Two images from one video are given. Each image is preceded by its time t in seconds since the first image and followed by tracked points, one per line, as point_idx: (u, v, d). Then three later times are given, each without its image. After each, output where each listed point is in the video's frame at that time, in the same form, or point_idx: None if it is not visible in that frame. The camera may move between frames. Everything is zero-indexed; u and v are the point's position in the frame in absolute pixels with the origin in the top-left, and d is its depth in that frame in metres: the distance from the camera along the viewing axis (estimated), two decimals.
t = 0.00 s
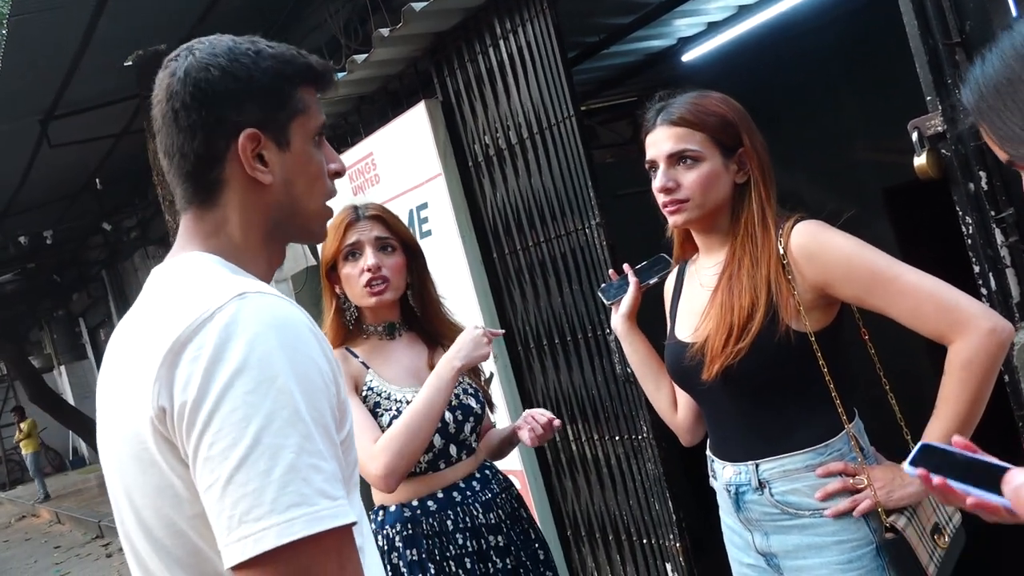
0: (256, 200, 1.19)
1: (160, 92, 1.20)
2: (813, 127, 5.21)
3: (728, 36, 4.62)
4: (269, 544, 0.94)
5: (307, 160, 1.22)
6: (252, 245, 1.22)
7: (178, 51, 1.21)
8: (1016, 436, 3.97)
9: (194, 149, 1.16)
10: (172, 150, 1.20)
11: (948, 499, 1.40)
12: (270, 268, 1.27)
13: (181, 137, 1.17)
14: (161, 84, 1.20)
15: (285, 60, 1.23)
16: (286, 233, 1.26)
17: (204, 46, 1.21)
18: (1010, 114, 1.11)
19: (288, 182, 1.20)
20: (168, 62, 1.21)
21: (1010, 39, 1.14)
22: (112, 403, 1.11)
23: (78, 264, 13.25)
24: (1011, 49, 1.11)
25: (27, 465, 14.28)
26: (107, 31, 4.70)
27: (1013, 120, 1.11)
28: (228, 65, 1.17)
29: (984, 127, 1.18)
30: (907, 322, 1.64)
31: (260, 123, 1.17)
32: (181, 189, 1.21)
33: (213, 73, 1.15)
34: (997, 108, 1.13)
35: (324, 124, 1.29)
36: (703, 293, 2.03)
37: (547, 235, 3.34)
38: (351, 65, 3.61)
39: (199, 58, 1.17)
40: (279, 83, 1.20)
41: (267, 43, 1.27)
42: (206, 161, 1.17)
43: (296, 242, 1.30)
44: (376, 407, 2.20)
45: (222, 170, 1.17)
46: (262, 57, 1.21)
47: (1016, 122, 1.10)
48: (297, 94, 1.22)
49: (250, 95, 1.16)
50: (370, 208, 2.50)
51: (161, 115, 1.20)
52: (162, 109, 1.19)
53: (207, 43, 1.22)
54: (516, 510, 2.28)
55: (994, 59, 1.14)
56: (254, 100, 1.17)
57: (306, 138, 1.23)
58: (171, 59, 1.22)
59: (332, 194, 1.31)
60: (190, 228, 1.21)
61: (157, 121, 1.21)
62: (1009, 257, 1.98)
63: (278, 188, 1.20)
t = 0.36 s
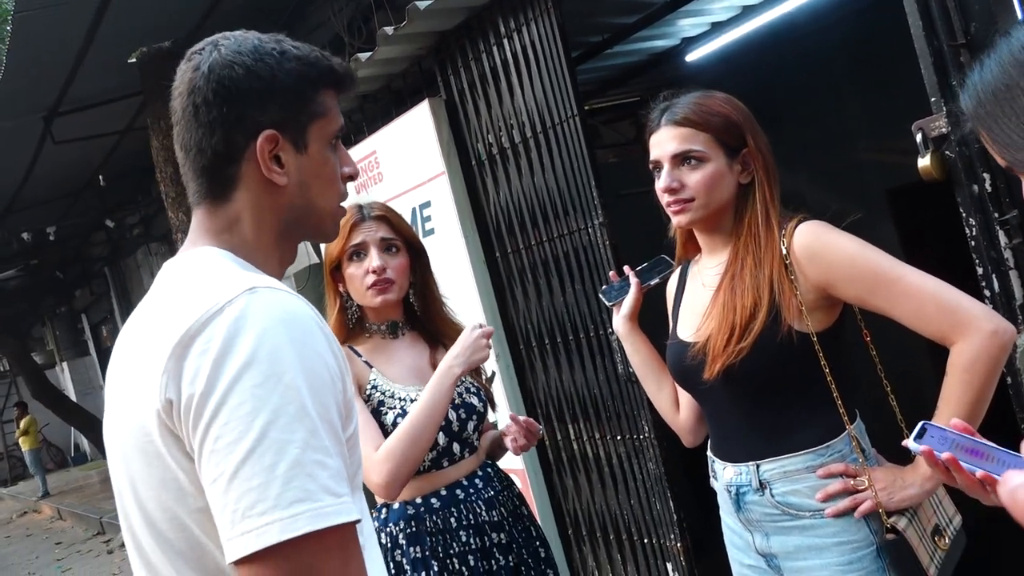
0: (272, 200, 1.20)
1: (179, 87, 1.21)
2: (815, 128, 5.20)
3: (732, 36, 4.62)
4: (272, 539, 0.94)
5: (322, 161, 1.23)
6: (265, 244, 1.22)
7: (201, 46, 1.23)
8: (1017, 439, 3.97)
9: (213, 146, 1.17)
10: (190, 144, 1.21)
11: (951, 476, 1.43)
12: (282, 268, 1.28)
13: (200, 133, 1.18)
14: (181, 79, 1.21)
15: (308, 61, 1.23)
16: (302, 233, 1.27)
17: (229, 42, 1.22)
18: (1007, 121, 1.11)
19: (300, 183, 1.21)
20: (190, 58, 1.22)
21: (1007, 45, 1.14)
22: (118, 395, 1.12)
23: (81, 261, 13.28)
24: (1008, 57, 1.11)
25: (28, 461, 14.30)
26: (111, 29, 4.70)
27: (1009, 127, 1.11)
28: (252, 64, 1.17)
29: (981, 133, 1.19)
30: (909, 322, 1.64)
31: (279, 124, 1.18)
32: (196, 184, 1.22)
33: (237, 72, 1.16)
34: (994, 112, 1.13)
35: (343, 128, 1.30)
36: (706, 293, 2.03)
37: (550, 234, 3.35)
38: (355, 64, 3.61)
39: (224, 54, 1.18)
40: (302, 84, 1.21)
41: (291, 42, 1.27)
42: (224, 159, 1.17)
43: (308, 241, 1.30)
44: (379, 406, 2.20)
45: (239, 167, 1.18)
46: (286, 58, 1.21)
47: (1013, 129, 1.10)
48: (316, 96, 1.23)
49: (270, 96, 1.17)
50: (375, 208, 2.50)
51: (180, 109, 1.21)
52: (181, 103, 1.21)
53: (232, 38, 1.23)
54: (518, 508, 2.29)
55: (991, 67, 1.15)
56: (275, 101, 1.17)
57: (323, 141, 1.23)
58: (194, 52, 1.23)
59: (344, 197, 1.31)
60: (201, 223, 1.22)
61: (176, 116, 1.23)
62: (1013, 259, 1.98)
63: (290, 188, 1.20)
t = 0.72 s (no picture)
0: (275, 205, 1.20)
1: (205, 88, 1.26)
2: (818, 128, 5.19)
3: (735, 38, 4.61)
4: (271, 546, 0.94)
5: (326, 186, 1.25)
6: (259, 248, 1.22)
7: (238, 54, 1.28)
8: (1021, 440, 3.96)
9: (229, 133, 1.19)
10: (206, 128, 1.23)
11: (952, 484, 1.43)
12: (271, 276, 1.27)
13: (213, 128, 1.21)
14: (209, 81, 1.26)
15: (337, 92, 1.31)
16: (289, 248, 1.25)
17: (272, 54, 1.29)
18: (1014, 118, 1.06)
19: (301, 196, 1.21)
20: (226, 61, 1.27)
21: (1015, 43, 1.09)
22: (109, 405, 1.11)
23: (84, 262, 13.30)
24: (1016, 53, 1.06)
25: (29, 462, 14.30)
26: (114, 30, 4.71)
27: (1016, 125, 1.06)
28: (291, 77, 1.24)
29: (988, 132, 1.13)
30: (911, 324, 1.64)
31: (298, 134, 1.21)
32: (202, 167, 1.23)
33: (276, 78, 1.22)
34: (1000, 108, 1.07)
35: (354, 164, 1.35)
36: (708, 294, 2.02)
37: (551, 236, 3.34)
38: (357, 65, 3.61)
39: (259, 60, 1.24)
40: (331, 109, 1.28)
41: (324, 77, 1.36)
42: (236, 149, 1.19)
43: (289, 269, 1.31)
44: (384, 409, 2.20)
45: (248, 159, 1.19)
46: (319, 82, 1.28)
47: (1019, 127, 1.05)
48: (339, 125, 1.28)
49: (297, 107, 1.22)
50: (385, 210, 2.52)
51: (208, 96, 1.24)
52: (202, 101, 1.25)
53: (277, 52, 1.30)
54: (519, 509, 2.28)
55: (1000, 62, 1.09)
56: (301, 112, 1.22)
57: (335, 168, 1.27)
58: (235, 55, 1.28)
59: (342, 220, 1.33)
60: (202, 218, 1.23)
61: (196, 112, 1.27)
62: (1016, 261, 1.97)
63: (291, 198, 1.21)
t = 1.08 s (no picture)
0: (268, 202, 1.22)
1: (192, 84, 1.28)
2: (820, 125, 5.19)
3: (737, 35, 4.60)
4: (283, 538, 0.96)
5: (313, 186, 1.28)
6: (252, 243, 1.23)
7: (229, 57, 1.31)
8: None
9: (225, 131, 1.21)
10: (197, 126, 1.23)
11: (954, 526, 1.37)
12: (263, 270, 1.28)
13: (195, 119, 1.23)
14: (199, 78, 1.28)
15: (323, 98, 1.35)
16: (279, 247, 1.27)
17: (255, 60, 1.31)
18: None
19: (294, 197, 1.25)
20: (213, 63, 1.30)
21: None
22: (106, 405, 1.10)
23: (85, 260, 13.32)
24: None
25: (32, 460, 14.31)
26: (115, 28, 4.71)
27: None
28: (283, 80, 1.27)
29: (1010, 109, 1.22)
30: (913, 319, 1.63)
31: (293, 133, 1.24)
32: (194, 165, 1.23)
33: (270, 79, 1.25)
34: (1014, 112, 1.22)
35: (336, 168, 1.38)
36: (710, 290, 2.02)
37: (554, 233, 3.34)
38: (358, 62, 3.61)
39: (253, 63, 1.27)
40: (320, 116, 1.31)
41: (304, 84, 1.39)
42: (231, 147, 1.21)
43: (276, 269, 1.32)
44: (387, 407, 2.20)
45: (245, 157, 1.21)
46: (306, 86, 1.32)
47: None
48: (325, 130, 1.32)
49: (291, 110, 1.25)
50: (399, 207, 2.53)
51: (200, 95, 1.24)
52: (188, 96, 1.27)
53: (261, 58, 1.33)
54: (523, 507, 2.28)
55: None
56: (295, 113, 1.26)
57: (321, 169, 1.31)
58: (218, 60, 1.30)
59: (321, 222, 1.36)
60: (190, 209, 1.24)
61: (180, 109, 1.28)
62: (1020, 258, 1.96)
63: (284, 197, 1.24)
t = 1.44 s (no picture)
0: (268, 195, 1.23)
1: (185, 79, 1.27)
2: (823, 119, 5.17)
3: (739, 28, 4.57)
4: (276, 532, 0.96)
5: (310, 180, 1.29)
6: (251, 237, 1.23)
7: (221, 52, 1.30)
8: None
9: (228, 126, 1.20)
10: (195, 121, 1.22)
11: None
12: (260, 263, 1.27)
13: (193, 112, 1.22)
14: (190, 73, 1.28)
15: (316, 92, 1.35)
16: (277, 240, 1.28)
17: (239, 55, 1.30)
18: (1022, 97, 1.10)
19: (293, 190, 1.25)
20: (203, 59, 1.29)
21: None
22: (103, 400, 1.10)
23: (86, 255, 13.32)
24: None
25: (33, 456, 14.33)
26: (115, 22, 4.69)
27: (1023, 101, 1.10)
28: (278, 74, 1.27)
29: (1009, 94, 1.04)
30: (918, 319, 1.61)
31: (292, 128, 1.25)
32: (193, 160, 1.22)
33: (265, 74, 1.25)
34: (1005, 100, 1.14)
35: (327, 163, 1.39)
36: (714, 287, 1.99)
37: (554, 228, 3.33)
38: (359, 55, 3.60)
39: (250, 57, 1.27)
40: (314, 111, 1.31)
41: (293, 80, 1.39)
42: (232, 142, 1.20)
43: (274, 263, 1.32)
44: (390, 401, 2.19)
45: (247, 152, 1.21)
46: (299, 80, 1.32)
47: None
48: (319, 125, 1.33)
49: (288, 104, 1.25)
50: (404, 201, 2.52)
51: (199, 90, 1.23)
52: (182, 90, 1.26)
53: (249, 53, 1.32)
54: (524, 501, 2.27)
55: None
56: (293, 108, 1.26)
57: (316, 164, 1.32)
58: (209, 56, 1.28)
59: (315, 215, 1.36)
60: (188, 203, 1.23)
61: (171, 104, 1.28)
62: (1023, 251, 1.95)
63: (285, 189, 1.24)
